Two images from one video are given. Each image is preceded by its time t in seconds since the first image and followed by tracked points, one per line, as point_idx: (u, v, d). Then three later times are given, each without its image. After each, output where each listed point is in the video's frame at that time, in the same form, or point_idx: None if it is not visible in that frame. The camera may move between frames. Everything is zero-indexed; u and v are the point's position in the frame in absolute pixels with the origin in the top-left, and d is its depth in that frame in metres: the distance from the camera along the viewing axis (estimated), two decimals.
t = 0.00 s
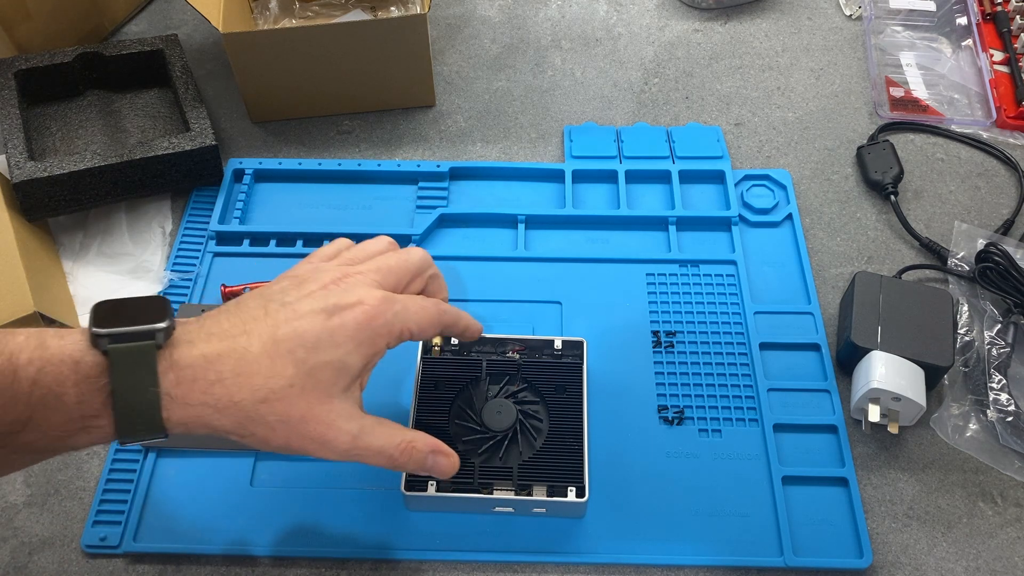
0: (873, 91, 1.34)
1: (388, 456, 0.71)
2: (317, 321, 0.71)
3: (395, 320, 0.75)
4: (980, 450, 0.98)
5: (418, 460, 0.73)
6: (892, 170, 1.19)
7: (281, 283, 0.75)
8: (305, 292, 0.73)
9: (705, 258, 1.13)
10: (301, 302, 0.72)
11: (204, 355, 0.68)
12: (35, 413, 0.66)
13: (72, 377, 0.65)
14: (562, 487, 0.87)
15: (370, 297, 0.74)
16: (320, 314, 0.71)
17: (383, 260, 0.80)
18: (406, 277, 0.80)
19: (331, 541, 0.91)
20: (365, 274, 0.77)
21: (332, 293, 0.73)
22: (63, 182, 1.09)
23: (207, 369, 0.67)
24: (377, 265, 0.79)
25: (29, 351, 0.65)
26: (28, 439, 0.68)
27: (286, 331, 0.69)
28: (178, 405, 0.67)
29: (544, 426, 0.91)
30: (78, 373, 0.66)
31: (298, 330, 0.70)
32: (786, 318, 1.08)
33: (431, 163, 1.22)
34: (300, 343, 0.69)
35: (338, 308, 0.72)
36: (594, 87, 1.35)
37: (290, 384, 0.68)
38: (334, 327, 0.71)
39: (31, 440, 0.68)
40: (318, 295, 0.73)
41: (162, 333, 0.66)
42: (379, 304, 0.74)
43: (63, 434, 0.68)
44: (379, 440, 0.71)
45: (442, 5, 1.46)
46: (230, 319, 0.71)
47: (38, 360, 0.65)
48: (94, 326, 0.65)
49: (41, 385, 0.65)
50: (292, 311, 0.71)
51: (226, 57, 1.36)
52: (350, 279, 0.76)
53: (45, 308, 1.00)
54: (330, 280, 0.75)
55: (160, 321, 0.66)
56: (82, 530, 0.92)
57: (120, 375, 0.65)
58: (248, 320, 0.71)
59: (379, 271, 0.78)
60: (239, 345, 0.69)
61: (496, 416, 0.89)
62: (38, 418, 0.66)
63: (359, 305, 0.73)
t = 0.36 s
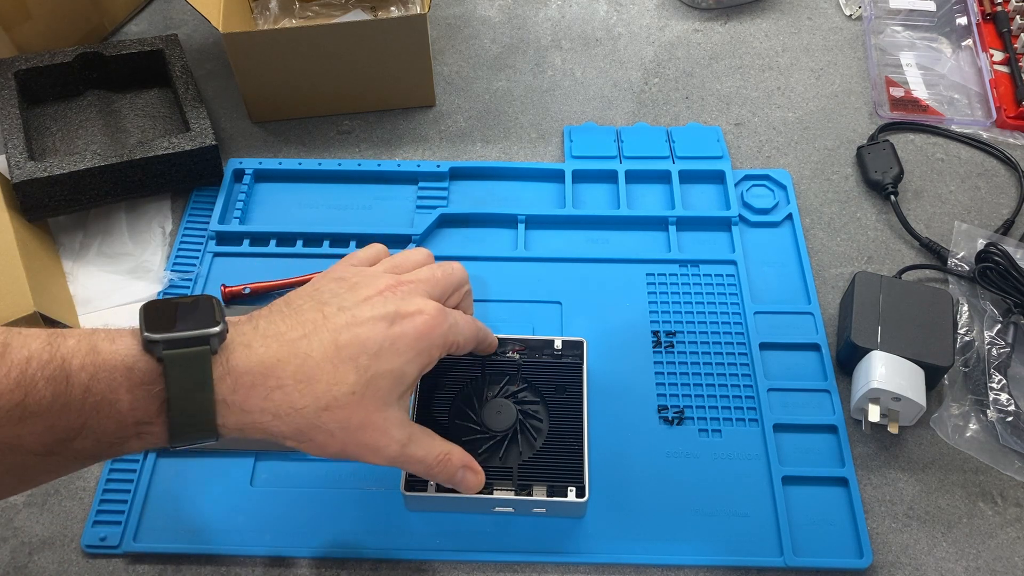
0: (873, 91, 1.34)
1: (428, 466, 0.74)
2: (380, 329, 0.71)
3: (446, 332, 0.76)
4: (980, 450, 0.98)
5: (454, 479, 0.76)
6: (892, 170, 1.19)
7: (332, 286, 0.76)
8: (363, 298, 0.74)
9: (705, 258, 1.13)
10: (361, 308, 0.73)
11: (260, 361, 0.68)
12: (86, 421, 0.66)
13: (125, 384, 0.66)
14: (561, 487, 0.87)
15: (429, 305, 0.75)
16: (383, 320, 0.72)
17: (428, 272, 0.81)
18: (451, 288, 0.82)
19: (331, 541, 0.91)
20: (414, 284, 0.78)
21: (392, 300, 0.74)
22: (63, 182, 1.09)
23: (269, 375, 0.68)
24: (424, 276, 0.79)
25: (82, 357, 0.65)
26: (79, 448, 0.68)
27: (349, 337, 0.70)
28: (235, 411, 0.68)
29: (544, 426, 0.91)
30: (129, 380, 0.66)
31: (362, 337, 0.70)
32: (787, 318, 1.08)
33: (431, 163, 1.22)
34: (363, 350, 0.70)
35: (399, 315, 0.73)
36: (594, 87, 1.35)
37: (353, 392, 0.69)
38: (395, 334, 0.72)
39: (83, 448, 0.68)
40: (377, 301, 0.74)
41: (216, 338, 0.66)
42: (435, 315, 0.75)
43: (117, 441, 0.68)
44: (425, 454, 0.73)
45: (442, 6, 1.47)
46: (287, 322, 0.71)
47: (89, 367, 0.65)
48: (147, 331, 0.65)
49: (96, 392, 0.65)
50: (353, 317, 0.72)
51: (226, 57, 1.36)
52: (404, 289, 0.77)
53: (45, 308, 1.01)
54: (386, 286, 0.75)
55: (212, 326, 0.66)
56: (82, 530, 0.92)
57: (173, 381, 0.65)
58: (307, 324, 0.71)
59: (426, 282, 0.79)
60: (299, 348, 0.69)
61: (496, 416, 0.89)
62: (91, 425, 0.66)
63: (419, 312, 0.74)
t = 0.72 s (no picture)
0: (873, 91, 1.34)
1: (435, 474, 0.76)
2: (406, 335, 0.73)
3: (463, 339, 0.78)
4: (980, 450, 0.98)
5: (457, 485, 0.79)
6: (892, 171, 1.19)
7: (351, 289, 0.77)
8: (385, 301, 0.75)
9: (705, 258, 1.13)
10: (385, 312, 0.74)
11: (284, 366, 0.68)
12: (108, 431, 0.65)
13: (146, 394, 0.65)
14: (562, 488, 0.87)
15: (451, 312, 0.77)
16: (407, 324, 0.74)
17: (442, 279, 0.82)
18: (462, 297, 0.84)
19: (331, 542, 0.91)
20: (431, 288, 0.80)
21: (416, 304, 0.76)
22: (63, 182, 1.09)
23: (287, 376, 0.68)
24: (442, 284, 0.81)
25: (100, 366, 0.64)
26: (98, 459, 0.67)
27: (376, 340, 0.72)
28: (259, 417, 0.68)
29: (544, 426, 0.91)
30: (152, 388, 0.65)
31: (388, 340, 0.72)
32: (786, 318, 1.08)
33: (431, 163, 1.22)
34: (388, 355, 0.72)
35: (422, 320, 0.75)
36: (594, 87, 1.35)
37: (376, 399, 0.71)
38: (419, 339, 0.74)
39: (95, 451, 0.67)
40: (399, 305, 0.75)
41: (238, 345, 0.66)
42: (455, 323, 0.77)
43: (137, 452, 0.67)
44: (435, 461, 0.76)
45: (442, 6, 1.47)
46: (308, 326, 0.72)
47: (110, 376, 0.64)
48: (170, 339, 0.64)
49: (118, 403, 0.64)
50: (378, 320, 0.73)
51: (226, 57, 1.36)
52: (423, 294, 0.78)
53: (46, 309, 1.01)
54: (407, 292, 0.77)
55: (237, 333, 0.66)
56: (82, 530, 0.92)
57: (199, 389, 0.65)
58: (330, 328, 0.72)
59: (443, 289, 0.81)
60: (322, 354, 0.70)
61: (496, 416, 0.89)
62: (112, 435, 0.65)
63: (443, 318, 0.76)
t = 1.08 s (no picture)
0: (873, 91, 1.34)
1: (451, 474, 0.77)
2: (429, 323, 0.74)
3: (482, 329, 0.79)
4: (980, 450, 0.98)
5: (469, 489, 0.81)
6: (892, 170, 1.19)
7: (372, 278, 0.77)
8: (407, 291, 0.76)
9: (705, 258, 1.13)
10: (407, 302, 0.75)
11: (315, 349, 0.69)
12: (143, 414, 0.65)
13: (180, 376, 0.65)
14: (562, 488, 0.87)
15: (471, 303, 0.78)
16: (429, 314, 0.75)
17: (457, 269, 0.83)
18: (475, 285, 0.84)
19: (330, 543, 0.91)
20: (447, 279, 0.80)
21: (436, 294, 0.77)
22: (63, 183, 1.09)
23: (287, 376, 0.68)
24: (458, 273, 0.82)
25: (134, 349, 0.64)
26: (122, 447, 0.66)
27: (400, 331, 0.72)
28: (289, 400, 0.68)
29: (544, 426, 0.91)
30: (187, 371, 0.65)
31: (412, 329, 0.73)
32: (786, 318, 1.08)
33: (431, 163, 1.22)
34: (414, 344, 0.72)
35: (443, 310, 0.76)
36: (594, 87, 1.35)
37: (402, 384, 0.71)
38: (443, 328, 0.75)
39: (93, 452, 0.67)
40: (420, 295, 0.76)
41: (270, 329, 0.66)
42: (476, 313, 0.78)
43: (170, 432, 0.67)
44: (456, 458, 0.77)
45: (442, 6, 1.47)
46: (336, 311, 0.72)
47: (144, 359, 0.64)
48: (203, 322, 0.64)
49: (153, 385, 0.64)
50: (402, 309, 0.74)
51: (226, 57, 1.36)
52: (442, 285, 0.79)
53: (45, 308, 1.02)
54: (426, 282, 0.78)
55: (267, 316, 0.66)
56: (82, 530, 0.92)
57: (232, 372, 0.65)
58: (357, 314, 0.72)
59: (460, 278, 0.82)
60: (323, 349, 0.69)
61: (497, 414, 0.89)
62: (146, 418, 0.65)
63: (463, 308, 0.77)
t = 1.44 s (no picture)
0: (873, 91, 1.34)
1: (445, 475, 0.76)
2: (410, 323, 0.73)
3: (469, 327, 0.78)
4: (981, 450, 0.98)
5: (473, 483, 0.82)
6: (892, 171, 1.19)
7: (356, 281, 0.76)
8: (389, 293, 0.75)
9: (705, 258, 1.13)
10: (388, 303, 0.74)
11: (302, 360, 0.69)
12: (130, 416, 0.65)
13: (160, 383, 0.65)
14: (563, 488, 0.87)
15: (453, 301, 0.77)
16: (412, 314, 0.74)
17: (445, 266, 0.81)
18: (467, 280, 0.83)
19: (330, 543, 0.91)
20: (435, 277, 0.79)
21: (418, 294, 0.76)
22: (63, 183, 1.09)
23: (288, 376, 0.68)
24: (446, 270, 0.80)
25: (121, 350, 0.65)
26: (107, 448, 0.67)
27: (381, 336, 0.71)
28: (273, 402, 0.68)
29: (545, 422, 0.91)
30: (174, 372, 0.65)
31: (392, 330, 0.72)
32: (786, 319, 1.08)
33: (431, 163, 1.22)
34: (395, 344, 0.71)
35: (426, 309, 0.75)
36: (594, 87, 1.35)
37: (394, 389, 0.71)
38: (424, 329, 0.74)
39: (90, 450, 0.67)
40: (403, 296, 0.75)
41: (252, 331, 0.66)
42: (460, 310, 0.77)
43: (156, 433, 0.68)
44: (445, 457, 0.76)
45: (442, 6, 1.47)
46: (318, 315, 0.72)
47: (131, 361, 0.64)
48: (188, 324, 0.64)
49: (140, 386, 0.64)
50: (382, 311, 0.73)
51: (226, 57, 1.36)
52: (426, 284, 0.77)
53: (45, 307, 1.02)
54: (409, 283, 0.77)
55: (250, 318, 0.66)
56: (82, 531, 0.92)
57: (214, 372, 0.65)
58: (337, 318, 0.72)
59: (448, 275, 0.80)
60: (323, 348, 0.69)
61: (496, 408, 0.89)
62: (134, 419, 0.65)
63: (445, 307, 0.76)
